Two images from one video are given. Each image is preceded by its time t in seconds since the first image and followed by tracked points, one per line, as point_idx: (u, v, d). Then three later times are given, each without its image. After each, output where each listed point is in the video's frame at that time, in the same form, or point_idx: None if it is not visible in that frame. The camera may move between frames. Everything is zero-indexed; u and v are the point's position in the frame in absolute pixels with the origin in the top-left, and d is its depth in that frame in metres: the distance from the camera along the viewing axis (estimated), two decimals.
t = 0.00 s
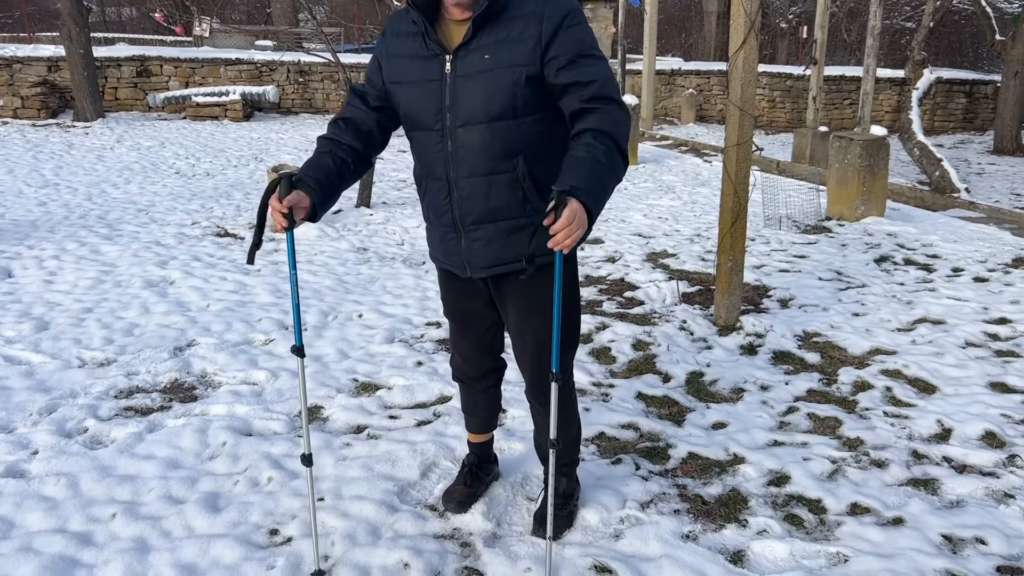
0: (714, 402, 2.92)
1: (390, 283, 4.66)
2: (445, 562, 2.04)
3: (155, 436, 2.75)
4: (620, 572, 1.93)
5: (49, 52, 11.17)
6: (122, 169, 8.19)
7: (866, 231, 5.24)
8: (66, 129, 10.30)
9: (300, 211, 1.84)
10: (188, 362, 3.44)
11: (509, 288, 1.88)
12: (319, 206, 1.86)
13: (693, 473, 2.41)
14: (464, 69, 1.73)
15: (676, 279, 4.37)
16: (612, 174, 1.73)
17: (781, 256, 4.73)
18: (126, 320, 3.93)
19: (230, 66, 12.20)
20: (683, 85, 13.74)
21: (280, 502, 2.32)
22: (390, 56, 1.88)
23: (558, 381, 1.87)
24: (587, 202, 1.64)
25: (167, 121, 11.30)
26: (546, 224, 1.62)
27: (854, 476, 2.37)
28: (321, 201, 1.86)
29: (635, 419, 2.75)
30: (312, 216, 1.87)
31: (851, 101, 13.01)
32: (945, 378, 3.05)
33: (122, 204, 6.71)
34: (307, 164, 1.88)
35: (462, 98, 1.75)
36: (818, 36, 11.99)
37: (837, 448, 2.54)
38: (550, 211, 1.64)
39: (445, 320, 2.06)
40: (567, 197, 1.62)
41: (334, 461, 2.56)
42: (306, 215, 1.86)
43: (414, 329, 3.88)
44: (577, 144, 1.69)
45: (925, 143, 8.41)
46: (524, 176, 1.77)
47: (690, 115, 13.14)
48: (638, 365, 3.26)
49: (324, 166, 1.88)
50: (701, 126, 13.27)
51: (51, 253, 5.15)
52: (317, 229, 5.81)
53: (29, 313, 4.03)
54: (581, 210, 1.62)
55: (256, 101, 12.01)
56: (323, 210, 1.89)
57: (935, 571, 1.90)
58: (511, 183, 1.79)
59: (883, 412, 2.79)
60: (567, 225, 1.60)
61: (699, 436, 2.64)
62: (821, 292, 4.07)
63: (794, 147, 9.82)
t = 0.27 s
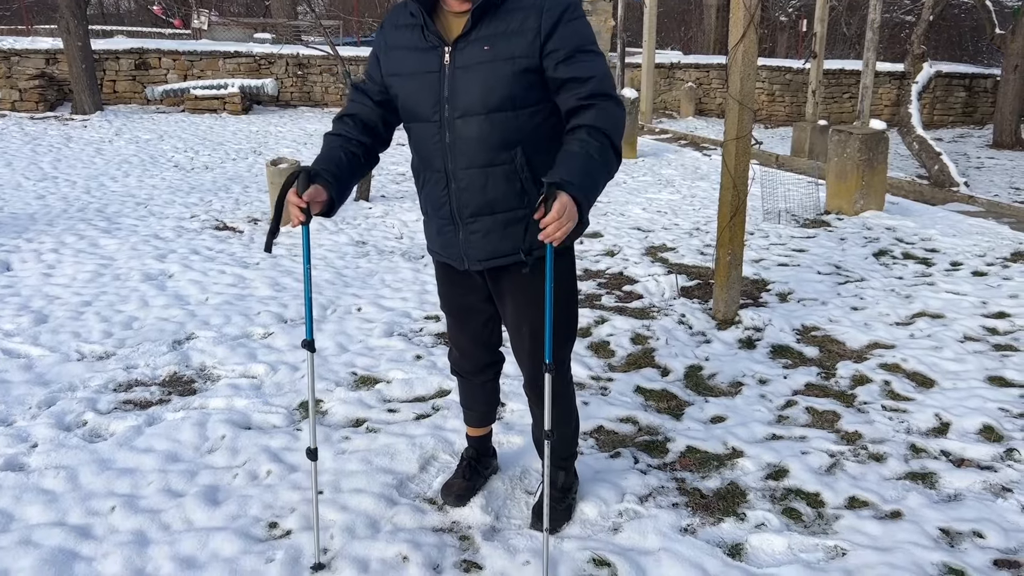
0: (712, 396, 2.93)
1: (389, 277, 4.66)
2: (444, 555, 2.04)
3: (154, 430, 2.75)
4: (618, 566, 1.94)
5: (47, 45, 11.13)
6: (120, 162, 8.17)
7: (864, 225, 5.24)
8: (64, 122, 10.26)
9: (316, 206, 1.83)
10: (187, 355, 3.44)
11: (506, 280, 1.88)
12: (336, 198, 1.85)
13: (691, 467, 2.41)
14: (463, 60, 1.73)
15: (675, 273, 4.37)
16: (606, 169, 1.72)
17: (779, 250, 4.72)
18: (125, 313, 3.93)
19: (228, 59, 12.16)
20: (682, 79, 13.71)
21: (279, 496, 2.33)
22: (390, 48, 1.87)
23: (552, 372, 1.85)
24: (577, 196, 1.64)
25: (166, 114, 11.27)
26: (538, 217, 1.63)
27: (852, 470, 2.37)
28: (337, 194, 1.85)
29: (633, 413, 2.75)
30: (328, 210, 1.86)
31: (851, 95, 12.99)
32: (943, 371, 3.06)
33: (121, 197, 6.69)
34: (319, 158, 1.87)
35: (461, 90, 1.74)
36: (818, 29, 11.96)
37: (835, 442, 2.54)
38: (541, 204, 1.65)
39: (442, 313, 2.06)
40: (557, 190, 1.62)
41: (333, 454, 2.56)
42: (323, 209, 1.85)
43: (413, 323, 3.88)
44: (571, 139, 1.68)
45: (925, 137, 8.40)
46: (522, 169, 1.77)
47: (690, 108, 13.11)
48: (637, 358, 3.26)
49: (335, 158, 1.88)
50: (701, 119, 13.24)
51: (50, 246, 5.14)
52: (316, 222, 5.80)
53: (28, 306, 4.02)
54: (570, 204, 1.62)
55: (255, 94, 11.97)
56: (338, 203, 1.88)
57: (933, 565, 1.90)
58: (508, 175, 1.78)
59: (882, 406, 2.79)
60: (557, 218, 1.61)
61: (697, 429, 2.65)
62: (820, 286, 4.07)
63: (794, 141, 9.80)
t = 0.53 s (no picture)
0: (712, 394, 2.93)
1: (389, 275, 4.66)
2: (444, 553, 2.05)
3: (154, 427, 2.75)
4: (618, 564, 1.95)
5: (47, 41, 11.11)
6: (120, 159, 8.16)
7: (864, 223, 5.25)
8: (64, 119, 10.26)
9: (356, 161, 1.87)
10: (187, 353, 3.45)
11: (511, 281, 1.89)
12: (376, 151, 1.89)
13: (691, 465, 2.42)
14: (468, 62, 1.73)
15: (675, 271, 4.37)
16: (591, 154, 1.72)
17: (779, 248, 4.73)
18: (125, 311, 3.93)
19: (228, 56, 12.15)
20: (682, 76, 13.70)
21: (279, 494, 2.33)
22: (396, 49, 1.87)
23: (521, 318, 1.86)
24: (531, 154, 1.63)
25: (166, 111, 11.26)
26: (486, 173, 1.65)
27: (851, 469, 2.38)
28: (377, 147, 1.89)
29: (633, 411, 2.76)
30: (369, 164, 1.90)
31: (851, 92, 12.98)
32: (942, 370, 3.06)
33: (120, 194, 6.69)
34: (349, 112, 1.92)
35: (466, 92, 1.74)
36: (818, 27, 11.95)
37: (833, 440, 2.55)
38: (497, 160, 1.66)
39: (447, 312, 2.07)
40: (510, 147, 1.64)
41: (333, 453, 2.57)
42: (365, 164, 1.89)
43: (413, 321, 3.89)
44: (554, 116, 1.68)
45: (924, 136, 8.40)
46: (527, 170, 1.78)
47: (689, 106, 13.11)
48: (637, 357, 3.26)
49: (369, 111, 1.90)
50: (700, 116, 13.23)
51: (50, 243, 5.14)
52: (316, 220, 5.80)
53: (28, 303, 4.02)
54: (520, 158, 1.62)
55: (255, 91, 11.96)
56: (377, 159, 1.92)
57: (930, 563, 1.91)
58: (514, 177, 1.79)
59: (880, 405, 2.80)
60: (506, 169, 1.62)
61: (696, 427, 2.66)
62: (819, 284, 4.08)
63: (793, 139, 9.80)
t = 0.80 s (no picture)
0: (711, 394, 2.94)
1: (389, 275, 4.66)
2: (444, 552, 2.05)
3: (155, 426, 2.76)
4: (617, 563, 1.95)
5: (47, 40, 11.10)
6: (120, 158, 8.16)
7: (863, 224, 5.25)
8: (64, 118, 10.25)
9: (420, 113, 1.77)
10: (188, 352, 3.45)
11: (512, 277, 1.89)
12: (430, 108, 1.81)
13: (690, 465, 2.43)
14: (472, 59, 1.74)
15: (675, 271, 4.38)
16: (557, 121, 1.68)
17: (779, 249, 4.73)
18: (126, 310, 3.93)
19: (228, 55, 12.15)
20: (682, 76, 13.70)
21: (280, 493, 2.34)
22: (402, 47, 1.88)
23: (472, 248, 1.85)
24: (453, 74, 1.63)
25: (166, 110, 11.26)
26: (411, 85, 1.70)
27: (850, 469, 2.39)
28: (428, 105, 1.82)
29: (633, 411, 2.76)
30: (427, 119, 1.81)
31: (851, 93, 12.99)
32: (941, 370, 3.07)
33: (121, 193, 6.69)
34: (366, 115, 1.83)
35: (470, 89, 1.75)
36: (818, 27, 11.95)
37: (833, 440, 2.56)
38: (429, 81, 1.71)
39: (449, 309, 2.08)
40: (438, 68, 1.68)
41: (333, 452, 2.57)
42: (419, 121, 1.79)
43: (413, 321, 3.89)
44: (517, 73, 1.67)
45: (924, 136, 8.40)
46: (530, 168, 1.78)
47: (689, 106, 13.11)
48: (637, 357, 3.27)
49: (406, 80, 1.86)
50: (700, 116, 13.23)
51: (50, 242, 5.14)
52: (316, 219, 5.81)
53: (28, 303, 4.02)
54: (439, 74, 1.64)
55: (255, 90, 11.96)
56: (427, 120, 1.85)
57: (929, 563, 1.92)
58: (515, 174, 1.80)
59: (880, 405, 2.81)
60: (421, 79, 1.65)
61: (696, 427, 2.66)
62: (819, 284, 4.08)
63: (793, 139, 9.80)
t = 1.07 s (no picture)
0: (711, 396, 2.94)
1: (389, 276, 4.67)
2: (444, 553, 2.05)
3: (155, 427, 2.76)
4: (617, 565, 1.95)
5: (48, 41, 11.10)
6: (121, 159, 8.17)
7: (863, 226, 5.26)
8: (65, 118, 10.26)
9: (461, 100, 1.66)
10: (188, 353, 3.45)
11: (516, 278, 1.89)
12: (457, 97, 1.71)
13: (690, 466, 2.43)
14: (474, 60, 1.73)
15: (675, 272, 4.38)
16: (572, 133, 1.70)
17: (779, 250, 4.73)
18: (126, 311, 3.93)
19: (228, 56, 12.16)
20: (682, 78, 13.72)
21: (280, 493, 2.34)
22: (404, 49, 1.88)
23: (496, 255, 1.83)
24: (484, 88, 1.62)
25: (166, 111, 11.26)
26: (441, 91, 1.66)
27: (850, 470, 2.39)
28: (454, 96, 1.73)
29: (633, 412, 2.76)
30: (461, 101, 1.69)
31: (851, 95, 13.00)
32: (941, 372, 3.07)
33: (121, 194, 6.70)
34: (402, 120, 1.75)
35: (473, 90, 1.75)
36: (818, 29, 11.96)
37: (833, 442, 2.56)
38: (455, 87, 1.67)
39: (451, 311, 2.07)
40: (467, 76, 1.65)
41: (333, 453, 2.58)
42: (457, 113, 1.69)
43: (413, 322, 3.89)
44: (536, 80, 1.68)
45: (924, 138, 8.40)
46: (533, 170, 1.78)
47: (689, 108, 13.11)
48: (636, 358, 3.27)
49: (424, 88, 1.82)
50: (700, 118, 13.24)
51: (51, 243, 5.14)
52: (316, 220, 5.81)
53: (29, 303, 4.03)
54: (470, 87, 1.62)
55: (255, 91, 11.97)
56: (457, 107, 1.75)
57: (929, 565, 1.92)
58: (519, 175, 1.79)
59: (880, 407, 2.81)
60: (452, 90, 1.62)
61: (696, 429, 2.66)
62: (819, 286, 4.09)
63: (793, 141, 9.80)
